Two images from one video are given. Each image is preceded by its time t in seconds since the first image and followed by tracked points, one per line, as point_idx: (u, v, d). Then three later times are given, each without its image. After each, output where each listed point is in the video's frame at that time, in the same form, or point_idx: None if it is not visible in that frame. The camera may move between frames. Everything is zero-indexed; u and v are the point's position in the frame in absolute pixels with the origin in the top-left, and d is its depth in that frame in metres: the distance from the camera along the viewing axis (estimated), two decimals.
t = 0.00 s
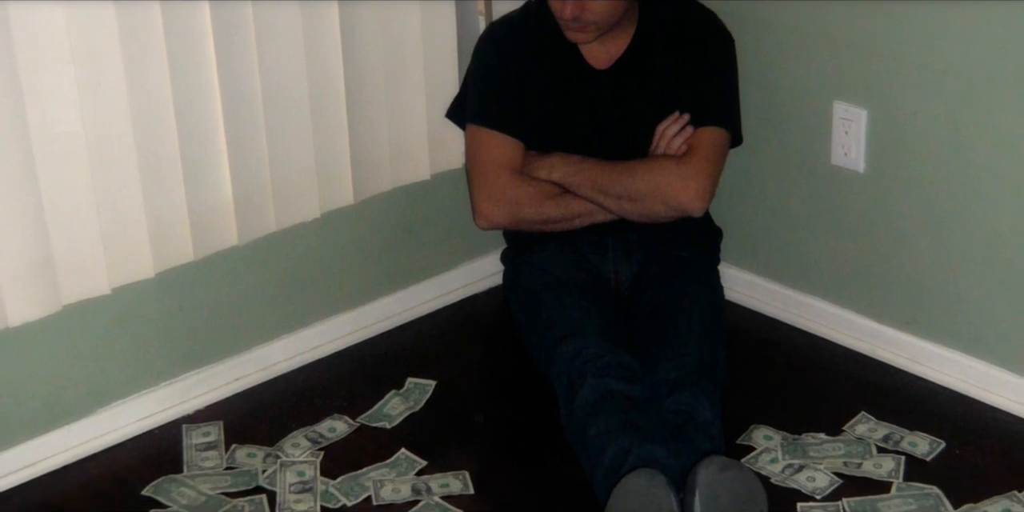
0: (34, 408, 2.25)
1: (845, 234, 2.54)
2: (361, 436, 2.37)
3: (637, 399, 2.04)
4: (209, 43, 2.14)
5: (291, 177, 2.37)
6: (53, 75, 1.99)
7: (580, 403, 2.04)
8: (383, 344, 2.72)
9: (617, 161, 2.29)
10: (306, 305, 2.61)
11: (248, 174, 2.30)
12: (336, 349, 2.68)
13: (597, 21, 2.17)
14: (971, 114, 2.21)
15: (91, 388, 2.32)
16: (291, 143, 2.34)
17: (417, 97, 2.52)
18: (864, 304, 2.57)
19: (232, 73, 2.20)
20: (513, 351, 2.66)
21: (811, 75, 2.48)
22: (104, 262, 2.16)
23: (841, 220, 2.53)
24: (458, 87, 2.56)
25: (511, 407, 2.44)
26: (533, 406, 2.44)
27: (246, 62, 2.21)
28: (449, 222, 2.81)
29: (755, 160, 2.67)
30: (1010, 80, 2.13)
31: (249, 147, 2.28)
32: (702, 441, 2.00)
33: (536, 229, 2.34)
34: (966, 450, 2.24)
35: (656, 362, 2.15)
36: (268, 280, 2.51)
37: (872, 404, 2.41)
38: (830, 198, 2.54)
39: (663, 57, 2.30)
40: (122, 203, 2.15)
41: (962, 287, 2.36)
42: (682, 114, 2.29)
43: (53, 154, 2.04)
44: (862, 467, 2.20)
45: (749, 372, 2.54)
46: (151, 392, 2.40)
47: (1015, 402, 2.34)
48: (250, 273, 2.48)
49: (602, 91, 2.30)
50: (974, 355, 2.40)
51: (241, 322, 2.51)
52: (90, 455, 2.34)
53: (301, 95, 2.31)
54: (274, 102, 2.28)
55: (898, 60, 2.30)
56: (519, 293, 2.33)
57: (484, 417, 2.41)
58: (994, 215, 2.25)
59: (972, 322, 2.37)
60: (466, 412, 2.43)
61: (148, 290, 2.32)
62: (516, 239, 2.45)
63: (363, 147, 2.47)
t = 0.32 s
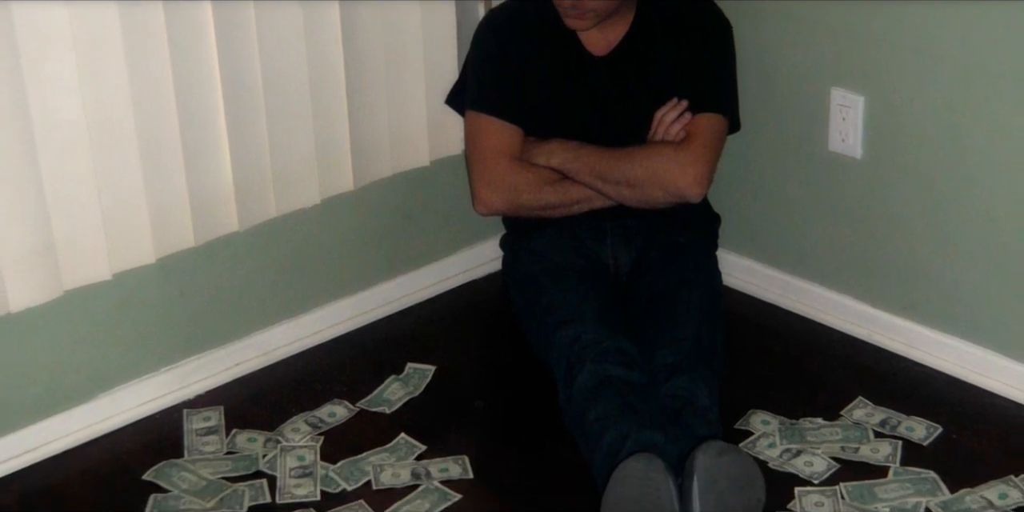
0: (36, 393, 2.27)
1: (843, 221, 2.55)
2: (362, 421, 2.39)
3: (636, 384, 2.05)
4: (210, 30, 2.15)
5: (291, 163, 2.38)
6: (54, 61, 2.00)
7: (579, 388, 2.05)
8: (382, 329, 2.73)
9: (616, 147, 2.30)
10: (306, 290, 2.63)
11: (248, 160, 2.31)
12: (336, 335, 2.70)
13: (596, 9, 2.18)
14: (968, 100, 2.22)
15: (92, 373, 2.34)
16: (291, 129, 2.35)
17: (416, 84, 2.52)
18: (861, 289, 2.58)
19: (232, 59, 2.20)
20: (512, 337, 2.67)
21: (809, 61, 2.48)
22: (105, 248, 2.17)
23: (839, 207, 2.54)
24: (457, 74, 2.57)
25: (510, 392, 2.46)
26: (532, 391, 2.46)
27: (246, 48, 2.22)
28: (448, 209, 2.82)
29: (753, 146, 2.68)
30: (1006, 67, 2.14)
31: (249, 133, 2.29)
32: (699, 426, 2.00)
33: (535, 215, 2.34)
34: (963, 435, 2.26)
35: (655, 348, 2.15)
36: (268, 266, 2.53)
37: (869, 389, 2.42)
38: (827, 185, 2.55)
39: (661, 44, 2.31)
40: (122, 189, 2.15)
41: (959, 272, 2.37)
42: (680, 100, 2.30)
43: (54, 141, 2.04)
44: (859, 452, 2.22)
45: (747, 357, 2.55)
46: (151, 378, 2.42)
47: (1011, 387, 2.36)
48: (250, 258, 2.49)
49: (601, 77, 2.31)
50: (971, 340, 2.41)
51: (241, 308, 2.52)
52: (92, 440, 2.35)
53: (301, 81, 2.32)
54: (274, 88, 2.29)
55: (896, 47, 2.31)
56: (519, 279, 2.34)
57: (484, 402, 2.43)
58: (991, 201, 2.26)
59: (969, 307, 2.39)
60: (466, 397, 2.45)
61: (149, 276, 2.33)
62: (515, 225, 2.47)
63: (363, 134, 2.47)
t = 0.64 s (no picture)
0: (37, 377, 2.28)
1: (840, 207, 2.56)
2: (362, 406, 2.40)
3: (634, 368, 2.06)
4: (211, 16, 2.16)
5: (291, 149, 2.39)
6: (56, 47, 2.00)
7: (578, 373, 2.05)
8: (381, 314, 2.75)
9: (614, 133, 2.31)
10: (306, 276, 2.64)
11: (249, 146, 2.32)
12: (335, 320, 2.71)
13: None
14: (966, 86, 2.23)
15: (93, 359, 2.35)
16: (291, 115, 2.36)
17: (416, 70, 2.53)
18: (859, 275, 2.59)
19: (233, 46, 2.21)
20: (511, 323, 2.69)
21: (808, 48, 2.49)
22: (106, 234, 2.18)
23: (837, 193, 2.55)
24: (457, 60, 2.58)
25: (509, 377, 2.47)
26: (531, 376, 2.47)
27: (246, 35, 2.22)
28: (448, 194, 2.84)
29: (751, 132, 2.69)
30: (1003, 53, 2.15)
31: (250, 119, 2.29)
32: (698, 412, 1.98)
33: (534, 201, 2.36)
34: (960, 420, 2.27)
35: (652, 333, 2.15)
36: (268, 251, 2.54)
37: (866, 374, 2.44)
38: (825, 171, 2.56)
39: (660, 31, 2.32)
40: (123, 175, 2.16)
41: (955, 258, 2.39)
42: (678, 87, 2.31)
43: (56, 127, 2.05)
44: (856, 437, 2.23)
45: (745, 342, 2.57)
46: (152, 363, 2.43)
47: (1007, 372, 2.37)
48: (251, 244, 2.50)
49: (599, 64, 2.32)
50: (967, 325, 2.43)
51: (242, 293, 2.53)
52: (93, 425, 2.37)
53: (301, 68, 2.33)
54: (275, 75, 2.30)
55: (894, 33, 2.32)
56: (518, 264, 2.35)
57: (483, 387, 2.44)
58: (987, 187, 2.27)
59: (965, 293, 2.40)
60: (466, 383, 2.46)
61: (149, 261, 2.35)
62: (514, 211, 2.48)
63: (363, 120, 2.48)
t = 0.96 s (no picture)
0: (39, 362, 2.29)
1: (838, 193, 2.57)
2: (362, 391, 2.42)
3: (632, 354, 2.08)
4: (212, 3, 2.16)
5: (291, 135, 2.40)
6: (58, 33, 2.01)
7: (578, 358, 2.06)
8: (381, 300, 2.76)
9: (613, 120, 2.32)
10: (306, 262, 2.65)
11: (249, 132, 2.33)
12: (335, 305, 2.73)
13: None
14: (963, 73, 2.24)
15: (95, 344, 2.36)
16: (291, 101, 2.37)
17: (416, 57, 2.54)
18: (857, 260, 2.61)
19: (233, 32, 2.22)
20: (511, 308, 2.70)
21: (806, 34, 2.50)
22: (107, 220, 2.19)
23: (834, 179, 2.57)
24: (456, 47, 2.58)
25: (508, 362, 2.49)
26: (530, 361, 2.49)
27: (247, 22, 2.23)
28: (448, 181, 2.85)
29: (749, 118, 2.70)
30: (1000, 40, 2.16)
31: (250, 106, 2.30)
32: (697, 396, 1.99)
33: (533, 187, 2.36)
34: (956, 405, 2.29)
35: (651, 318, 2.15)
36: (268, 237, 2.55)
37: (863, 359, 2.46)
38: (823, 157, 2.57)
39: (659, 18, 2.32)
40: (124, 161, 2.17)
41: (952, 243, 2.40)
42: (675, 74, 2.33)
43: (57, 112, 2.06)
44: (854, 421, 2.25)
45: (743, 327, 2.58)
46: (154, 347, 2.45)
47: (1004, 357, 2.39)
48: (251, 230, 2.51)
49: (598, 51, 2.33)
50: (964, 311, 2.44)
51: (243, 279, 2.55)
52: (94, 410, 2.38)
53: (301, 55, 2.34)
54: (275, 61, 2.31)
55: (892, 20, 2.33)
56: (517, 250, 2.37)
57: (482, 372, 2.46)
58: (984, 173, 2.28)
59: (962, 279, 2.42)
60: (465, 367, 2.48)
61: (150, 247, 2.36)
62: (513, 197, 2.49)
63: (363, 107, 2.49)
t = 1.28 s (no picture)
0: (41, 347, 2.31)
1: (835, 178, 2.58)
2: (361, 375, 2.44)
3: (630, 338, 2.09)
4: None
5: (291, 121, 2.40)
6: (59, 20, 2.02)
7: (577, 342, 2.07)
8: (380, 285, 2.77)
9: (611, 106, 2.33)
10: (306, 247, 2.66)
11: (249, 118, 2.33)
12: (335, 291, 2.74)
13: None
14: (959, 59, 2.25)
15: (96, 329, 2.38)
16: (291, 87, 2.38)
17: (415, 43, 2.54)
18: (854, 246, 2.62)
19: (233, 19, 2.23)
20: (510, 293, 2.72)
21: (804, 21, 2.51)
22: (108, 205, 2.20)
23: (831, 165, 2.58)
24: (455, 33, 2.59)
25: (507, 348, 2.50)
26: (529, 346, 2.50)
27: (247, 8, 2.24)
28: (447, 166, 2.86)
29: (746, 104, 2.71)
30: (997, 27, 2.17)
31: (250, 92, 2.31)
32: (695, 380, 2.00)
33: (532, 173, 2.37)
34: (953, 389, 2.31)
35: (650, 303, 2.16)
36: (269, 223, 2.56)
37: (859, 344, 2.47)
38: (821, 143, 2.58)
39: (657, 5, 2.33)
40: (125, 147, 2.18)
41: (950, 229, 2.41)
42: (674, 60, 2.34)
43: (59, 99, 2.07)
44: (851, 406, 2.27)
45: (740, 312, 2.60)
46: (155, 332, 2.46)
47: (1000, 342, 2.41)
48: (252, 215, 2.52)
49: (597, 37, 2.34)
50: (960, 296, 2.46)
51: (243, 265, 2.56)
52: (96, 394, 2.40)
53: (301, 41, 2.35)
54: (275, 48, 2.31)
55: (889, 6, 2.34)
56: (516, 235, 2.38)
57: (481, 357, 2.47)
58: (981, 159, 2.29)
59: (959, 264, 2.43)
60: (465, 353, 2.49)
61: (151, 232, 2.37)
62: (513, 183, 2.50)
63: (363, 94, 2.50)
